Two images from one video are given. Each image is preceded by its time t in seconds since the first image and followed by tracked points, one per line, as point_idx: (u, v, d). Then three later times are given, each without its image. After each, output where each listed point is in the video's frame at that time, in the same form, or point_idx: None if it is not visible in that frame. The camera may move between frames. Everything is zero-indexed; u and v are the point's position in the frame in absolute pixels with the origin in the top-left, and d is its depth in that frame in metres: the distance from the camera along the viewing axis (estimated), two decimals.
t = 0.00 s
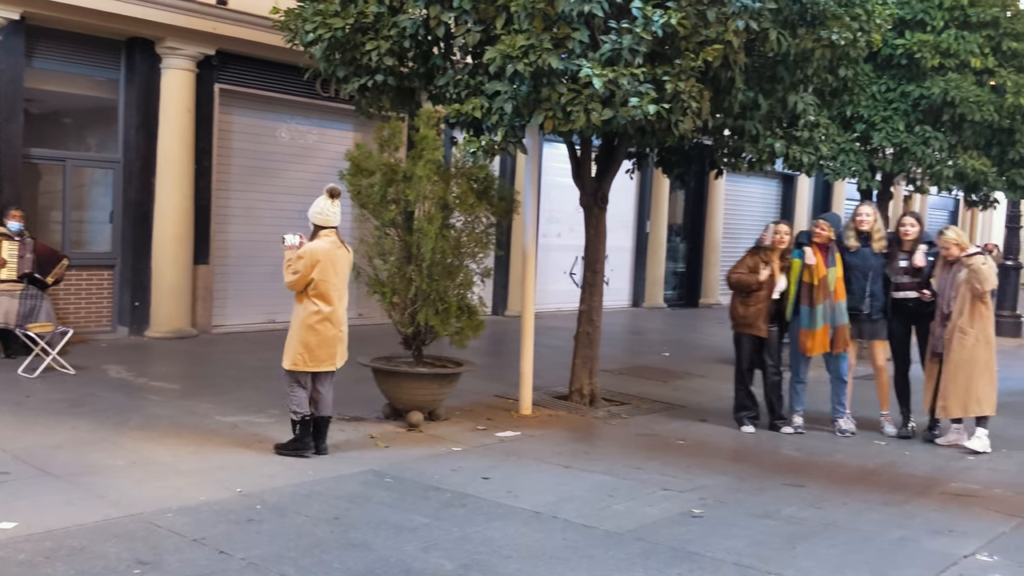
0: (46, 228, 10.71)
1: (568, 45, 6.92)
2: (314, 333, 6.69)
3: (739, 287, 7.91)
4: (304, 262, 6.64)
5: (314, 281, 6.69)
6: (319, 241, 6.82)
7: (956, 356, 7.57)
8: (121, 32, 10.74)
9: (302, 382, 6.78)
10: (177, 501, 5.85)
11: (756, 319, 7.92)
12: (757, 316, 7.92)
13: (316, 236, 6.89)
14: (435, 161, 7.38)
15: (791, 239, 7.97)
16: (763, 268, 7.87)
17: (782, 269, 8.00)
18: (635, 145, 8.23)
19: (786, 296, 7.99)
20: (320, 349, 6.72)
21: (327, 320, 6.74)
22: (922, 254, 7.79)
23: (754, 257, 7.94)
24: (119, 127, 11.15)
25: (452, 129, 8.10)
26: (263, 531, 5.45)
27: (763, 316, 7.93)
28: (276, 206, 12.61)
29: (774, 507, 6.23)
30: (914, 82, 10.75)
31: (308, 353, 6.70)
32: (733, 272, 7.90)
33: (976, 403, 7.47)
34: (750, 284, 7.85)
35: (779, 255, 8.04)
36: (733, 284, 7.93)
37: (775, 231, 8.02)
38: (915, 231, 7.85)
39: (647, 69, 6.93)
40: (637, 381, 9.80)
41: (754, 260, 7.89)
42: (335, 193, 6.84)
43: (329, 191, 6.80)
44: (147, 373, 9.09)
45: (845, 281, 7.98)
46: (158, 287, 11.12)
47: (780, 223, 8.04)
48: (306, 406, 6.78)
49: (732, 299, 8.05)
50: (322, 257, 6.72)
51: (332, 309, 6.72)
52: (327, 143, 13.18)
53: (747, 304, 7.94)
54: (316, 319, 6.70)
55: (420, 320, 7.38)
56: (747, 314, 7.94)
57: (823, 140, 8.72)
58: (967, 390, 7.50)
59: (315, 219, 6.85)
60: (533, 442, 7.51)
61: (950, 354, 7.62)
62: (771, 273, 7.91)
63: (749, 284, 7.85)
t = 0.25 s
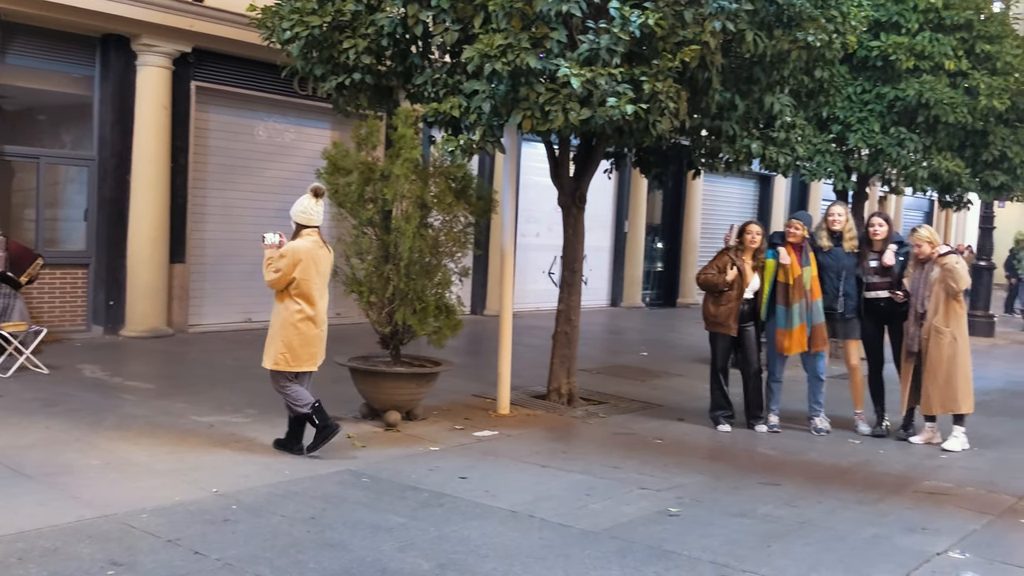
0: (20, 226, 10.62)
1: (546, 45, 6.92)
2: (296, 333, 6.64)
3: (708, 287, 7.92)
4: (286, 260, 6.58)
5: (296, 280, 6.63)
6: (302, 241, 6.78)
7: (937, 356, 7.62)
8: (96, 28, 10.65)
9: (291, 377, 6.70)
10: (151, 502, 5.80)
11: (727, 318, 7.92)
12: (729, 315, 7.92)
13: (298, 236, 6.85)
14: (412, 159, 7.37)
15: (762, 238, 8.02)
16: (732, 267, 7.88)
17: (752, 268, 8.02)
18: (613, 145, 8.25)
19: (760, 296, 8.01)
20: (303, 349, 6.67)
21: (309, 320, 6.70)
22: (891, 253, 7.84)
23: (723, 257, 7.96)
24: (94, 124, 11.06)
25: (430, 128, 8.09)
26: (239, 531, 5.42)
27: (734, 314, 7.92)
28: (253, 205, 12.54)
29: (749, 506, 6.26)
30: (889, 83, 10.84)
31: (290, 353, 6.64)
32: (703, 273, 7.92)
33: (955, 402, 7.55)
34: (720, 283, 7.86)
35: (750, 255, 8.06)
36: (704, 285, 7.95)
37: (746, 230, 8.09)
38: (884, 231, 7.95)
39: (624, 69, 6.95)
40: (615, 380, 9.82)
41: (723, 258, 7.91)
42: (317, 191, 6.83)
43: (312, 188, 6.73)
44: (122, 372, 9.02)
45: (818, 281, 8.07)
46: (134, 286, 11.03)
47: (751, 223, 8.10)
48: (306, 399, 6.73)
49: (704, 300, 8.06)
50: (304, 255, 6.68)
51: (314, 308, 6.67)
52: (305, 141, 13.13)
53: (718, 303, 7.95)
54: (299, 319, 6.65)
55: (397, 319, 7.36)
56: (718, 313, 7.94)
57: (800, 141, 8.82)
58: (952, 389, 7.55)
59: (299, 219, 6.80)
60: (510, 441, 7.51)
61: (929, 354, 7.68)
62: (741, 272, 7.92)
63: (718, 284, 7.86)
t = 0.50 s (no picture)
0: None
1: (528, 44, 6.92)
2: (285, 332, 6.60)
3: (697, 288, 7.93)
4: (272, 259, 6.53)
5: (283, 279, 6.59)
6: (289, 240, 6.75)
7: (924, 359, 7.64)
8: (75, 25, 10.57)
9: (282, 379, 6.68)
10: (130, 502, 5.76)
11: (715, 318, 7.97)
12: (717, 314, 7.97)
13: (283, 235, 6.81)
14: (394, 158, 7.35)
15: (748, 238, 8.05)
16: (719, 267, 7.91)
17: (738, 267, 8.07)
18: (595, 144, 8.25)
19: (747, 295, 8.06)
20: (292, 348, 6.63)
21: (296, 318, 6.67)
22: (874, 254, 7.94)
23: (709, 257, 7.99)
24: (73, 121, 10.97)
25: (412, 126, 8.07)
26: (219, 531, 5.40)
27: (722, 314, 7.97)
28: (234, 203, 12.48)
29: (730, 504, 6.29)
30: (869, 84, 10.92)
31: (280, 353, 6.60)
32: (690, 274, 7.93)
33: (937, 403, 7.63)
34: (707, 284, 7.88)
35: (736, 254, 8.08)
36: (692, 285, 7.96)
37: (732, 230, 8.08)
38: (867, 231, 8.01)
39: (606, 69, 6.97)
40: (596, 379, 9.84)
41: (711, 259, 7.94)
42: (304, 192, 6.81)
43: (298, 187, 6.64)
44: (102, 372, 8.95)
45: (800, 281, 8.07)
46: (114, 285, 10.97)
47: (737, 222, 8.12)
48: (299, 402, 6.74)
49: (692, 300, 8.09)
50: (291, 255, 6.64)
51: (302, 306, 6.64)
52: (286, 140, 13.07)
53: (706, 303, 7.99)
54: (286, 318, 6.61)
55: (379, 318, 7.34)
56: (706, 313, 7.99)
57: (780, 140, 8.79)
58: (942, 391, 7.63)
59: (284, 218, 6.74)
60: (492, 440, 7.51)
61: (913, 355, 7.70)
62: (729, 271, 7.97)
63: (706, 284, 7.87)
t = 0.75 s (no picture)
0: None
1: (508, 43, 6.91)
2: (274, 332, 6.57)
3: (685, 286, 7.95)
4: (261, 259, 6.50)
5: (271, 278, 6.56)
6: (276, 239, 6.71)
7: (909, 359, 7.71)
8: (51, 22, 10.47)
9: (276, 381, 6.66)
10: (106, 502, 5.72)
11: (702, 316, 7.99)
12: (704, 313, 8.00)
13: (270, 235, 6.75)
14: (373, 156, 7.33)
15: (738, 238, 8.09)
16: (710, 266, 7.92)
17: (727, 267, 8.10)
18: (575, 143, 8.26)
19: (733, 295, 8.08)
20: (280, 348, 6.61)
21: (285, 317, 6.65)
22: (861, 253, 7.98)
23: (699, 257, 7.99)
24: (48, 119, 10.88)
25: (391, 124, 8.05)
26: (196, 531, 5.37)
27: (709, 313, 7.99)
28: (213, 201, 12.42)
29: (707, 502, 6.32)
30: (846, 84, 11.00)
31: (268, 352, 6.57)
32: (681, 271, 7.93)
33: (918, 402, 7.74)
34: (699, 282, 7.89)
35: (725, 254, 8.13)
36: (681, 283, 7.98)
37: (722, 230, 8.13)
38: (855, 231, 8.03)
39: (586, 68, 6.98)
40: (576, 378, 9.86)
41: (701, 258, 7.95)
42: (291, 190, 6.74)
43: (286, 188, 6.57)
44: (78, 372, 8.87)
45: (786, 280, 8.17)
46: (90, 283, 10.87)
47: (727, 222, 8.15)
48: (292, 407, 6.73)
49: (680, 297, 8.11)
50: (279, 254, 6.60)
51: (291, 305, 6.63)
52: (265, 138, 13.01)
53: (693, 301, 8.01)
54: (274, 317, 6.59)
55: (358, 317, 7.33)
56: (694, 311, 8.01)
57: (758, 140, 8.90)
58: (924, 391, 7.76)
59: (272, 216, 6.67)
60: (471, 439, 7.50)
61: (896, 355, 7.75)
62: (717, 271, 7.99)
63: (696, 283, 7.88)
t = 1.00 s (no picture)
0: None
1: (488, 42, 6.91)
2: (265, 332, 6.57)
3: (673, 284, 7.99)
4: (253, 259, 6.49)
5: (262, 279, 6.55)
6: (267, 240, 6.68)
7: (892, 358, 7.79)
8: (28, 19, 10.38)
9: (270, 381, 6.69)
10: (83, 502, 5.67)
11: (687, 315, 8.02)
12: (689, 311, 8.03)
13: (263, 235, 6.77)
14: (353, 155, 7.32)
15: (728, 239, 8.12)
16: (699, 264, 7.97)
17: (715, 267, 8.13)
18: (556, 142, 8.28)
19: (721, 295, 8.10)
20: (271, 349, 6.60)
21: (276, 318, 6.64)
22: (851, 254, 7.98)
23: (689, 256, 8.04)
24: (26, 116, 10.79)
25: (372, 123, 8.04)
26: (174, 531, 5.34)
27: (694, 311, 8.02)
28: (192, 200, 12.35)
29: (687, 500, 6.34)
30: (825, 85, 11.08)
31: (259, 353, 6.57)
32: (670, 268, 7.96)
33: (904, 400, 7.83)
34: (686, 279, 7.94)
35: (714, 254, 8.16)
36: (669, 280, 8.03)
37: (713, 231, 8.15)
38: (847, 231, 8.04)
39: (566, 68, 6.99)
40: (557, 377, 9.87)
41: (691, 257, 7.99)
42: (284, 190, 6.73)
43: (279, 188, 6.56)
44: (56, 371, 8.80)
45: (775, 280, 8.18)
46: (67, 282, 10.79)
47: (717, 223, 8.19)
48: (282, 409, 6.74)
49: (667, 295, 8.14)
50: (271, 254, 6.59)
51: (282, 306, 6.62)
52: (245, 136, 12.95)
53: (680, 300, 8.05)
54: (266, 318, 6.58)
55: (338, 317, 7.31)
56: (679, 309, 8.04)
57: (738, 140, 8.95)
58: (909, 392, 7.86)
59: (263, 217, 6.65)
60: (452, 438, 7.50)
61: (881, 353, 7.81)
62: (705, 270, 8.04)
63: (684, 280, 7.93)
